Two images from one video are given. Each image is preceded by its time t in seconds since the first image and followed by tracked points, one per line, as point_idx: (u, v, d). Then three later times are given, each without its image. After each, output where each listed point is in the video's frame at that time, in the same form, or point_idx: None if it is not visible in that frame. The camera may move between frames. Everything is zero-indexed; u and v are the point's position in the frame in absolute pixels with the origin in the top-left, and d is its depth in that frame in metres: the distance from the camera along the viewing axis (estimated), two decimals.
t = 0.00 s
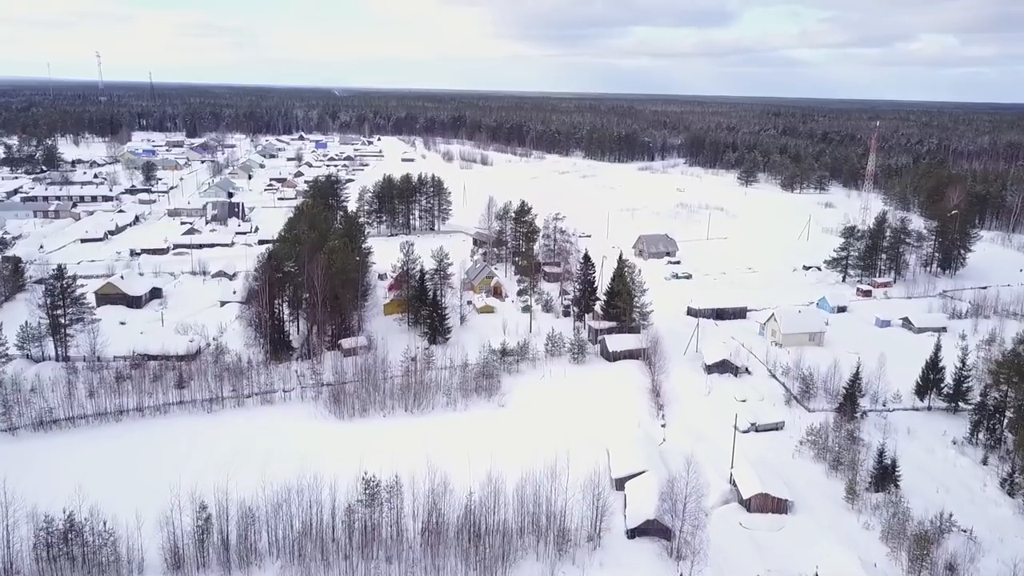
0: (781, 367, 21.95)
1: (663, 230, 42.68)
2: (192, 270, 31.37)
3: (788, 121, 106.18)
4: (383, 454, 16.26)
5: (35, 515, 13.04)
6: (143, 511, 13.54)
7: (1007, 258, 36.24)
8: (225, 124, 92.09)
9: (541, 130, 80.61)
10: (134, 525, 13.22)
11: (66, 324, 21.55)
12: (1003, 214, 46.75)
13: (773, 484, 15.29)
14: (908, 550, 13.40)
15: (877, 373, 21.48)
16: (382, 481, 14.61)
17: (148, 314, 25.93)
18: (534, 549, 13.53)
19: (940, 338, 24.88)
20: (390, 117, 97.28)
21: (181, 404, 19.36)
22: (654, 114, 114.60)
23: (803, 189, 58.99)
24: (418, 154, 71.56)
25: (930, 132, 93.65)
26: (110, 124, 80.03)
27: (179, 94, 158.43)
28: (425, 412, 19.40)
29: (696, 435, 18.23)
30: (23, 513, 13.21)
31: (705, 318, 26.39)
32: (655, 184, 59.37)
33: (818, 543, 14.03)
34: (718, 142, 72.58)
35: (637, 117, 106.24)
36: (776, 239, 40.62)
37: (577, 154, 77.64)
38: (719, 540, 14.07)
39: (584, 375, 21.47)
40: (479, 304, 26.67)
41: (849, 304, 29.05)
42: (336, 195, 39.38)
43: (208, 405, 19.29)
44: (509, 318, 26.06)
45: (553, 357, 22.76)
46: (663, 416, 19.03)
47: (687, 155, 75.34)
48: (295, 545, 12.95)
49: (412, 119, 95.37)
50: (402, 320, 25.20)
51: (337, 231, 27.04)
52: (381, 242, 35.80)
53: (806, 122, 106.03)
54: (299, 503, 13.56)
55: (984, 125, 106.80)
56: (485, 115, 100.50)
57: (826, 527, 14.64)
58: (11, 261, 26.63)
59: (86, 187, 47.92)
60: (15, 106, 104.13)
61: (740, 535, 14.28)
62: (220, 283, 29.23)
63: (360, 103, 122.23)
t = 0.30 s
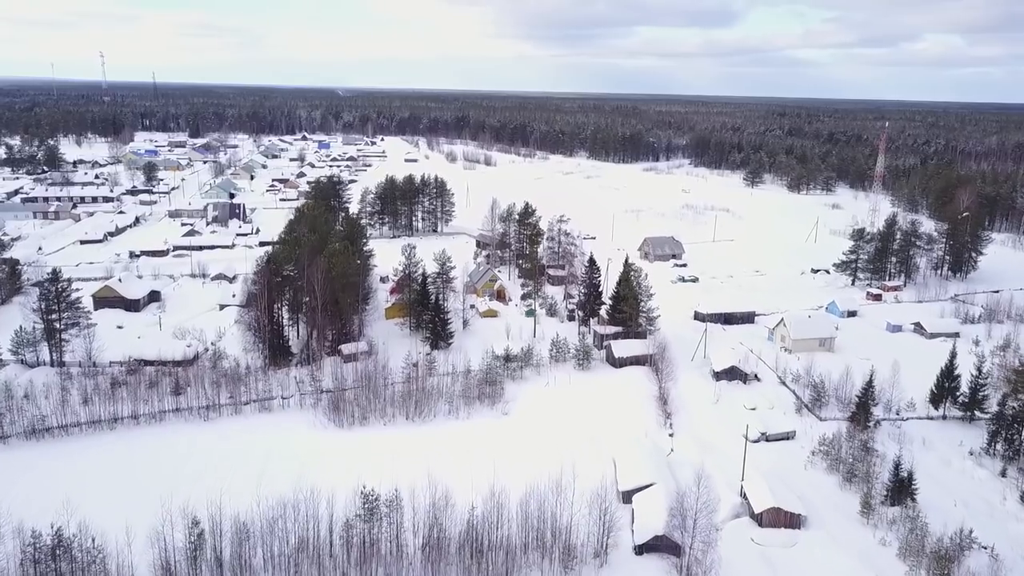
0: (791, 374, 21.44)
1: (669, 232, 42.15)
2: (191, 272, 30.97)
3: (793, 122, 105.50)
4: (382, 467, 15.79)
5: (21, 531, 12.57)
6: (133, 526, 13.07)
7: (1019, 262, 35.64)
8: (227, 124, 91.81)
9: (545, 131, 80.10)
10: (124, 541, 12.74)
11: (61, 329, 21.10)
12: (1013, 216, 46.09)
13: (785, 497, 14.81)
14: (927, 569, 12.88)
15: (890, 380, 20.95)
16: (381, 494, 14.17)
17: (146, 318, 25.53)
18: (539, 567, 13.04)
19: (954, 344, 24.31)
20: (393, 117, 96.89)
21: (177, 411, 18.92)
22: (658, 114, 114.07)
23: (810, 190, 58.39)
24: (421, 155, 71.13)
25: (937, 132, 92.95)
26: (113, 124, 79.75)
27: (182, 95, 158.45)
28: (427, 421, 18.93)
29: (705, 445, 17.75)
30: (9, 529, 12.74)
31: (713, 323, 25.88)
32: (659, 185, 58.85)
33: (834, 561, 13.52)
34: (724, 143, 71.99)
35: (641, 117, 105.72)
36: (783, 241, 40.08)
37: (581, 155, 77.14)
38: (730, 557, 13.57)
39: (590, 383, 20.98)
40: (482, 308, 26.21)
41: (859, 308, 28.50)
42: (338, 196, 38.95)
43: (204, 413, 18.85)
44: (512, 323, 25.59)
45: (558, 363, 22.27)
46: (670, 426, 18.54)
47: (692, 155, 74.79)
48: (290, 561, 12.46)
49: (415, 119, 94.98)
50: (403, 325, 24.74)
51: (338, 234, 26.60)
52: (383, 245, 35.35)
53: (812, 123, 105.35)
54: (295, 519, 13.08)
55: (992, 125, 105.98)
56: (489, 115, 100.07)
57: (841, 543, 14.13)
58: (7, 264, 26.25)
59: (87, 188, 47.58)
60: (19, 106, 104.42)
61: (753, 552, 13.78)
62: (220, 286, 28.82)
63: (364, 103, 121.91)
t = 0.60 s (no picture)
0: (802, 382, 20.93)
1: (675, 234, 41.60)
2: (191, 275, 30.56)
3: (799, 123, 104.78)
4: (382, 482, 15.33)
5: (7, 548, 12.13)
6: (124, 542, 12.62)
7: None
8: (230, 125, 91.50)
9: (549, 132, 79.58)
10: (114, 556, 12.29)
11: (56, 334, 20.69)
12: None
13: (799, 512, 14.31)
14: None
15: (904, 389, 20.42)
16: (380, 509, 13.73)
17: (144, 322, 25.13)
18: None
19: (967, 350, 23.78)
20: (396, 117, 96.49)
21: (173, 419, 18.50)
22: (663, 115, 113.54)
23: (817, 191, 57.84)
24: (424, 155, 70.72)
25: (944, 133, 92.33)
26: (115, 124, 79.44)
27: (186, 95, 158.37)
28: (429, 430, 18.45)
29: (715, 457, 17.26)
30: None
31: (721, 328, 25.38)
32: (664, 186, 58.35)
33: None
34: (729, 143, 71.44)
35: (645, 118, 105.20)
36: (790, 243, 39.55)
37: (585, 155, 76.65)
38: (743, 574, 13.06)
39: (595, 390, 20.49)
40: (485, 312, 25.74)
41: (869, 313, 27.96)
42: (340, 198, 38.54)
43: (200, 422, 18.42)
44: (516, 327, 25.11)
45: (563, 369, 21.77)
46: (679, 436, 18.05)
47: (697, 156, 74.24)
48: None
49: (419, 120, 94.59)
50: (405, 330, 24.27)
51: (338, 236, 26.15)
52: (385, 247, 34.90)
53: (817, 123, 104.63)
54: (292, 534, 12.62)
55: (999, 126, 105.25)
56: (492, 115, 99.61)
57: (857, 559, 13.62)
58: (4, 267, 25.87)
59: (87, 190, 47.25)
60: (22, 106, 104.22)
61: (765, 569, 13.29)
62: (219, 289, 28.42)
63: (367, 103, 121.54)
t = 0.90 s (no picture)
0: (813, 389, 20.42)
1: (680, 236, 41.11)
2: (190, 277, 30.14)
3: (804, 123, 104.11)
4: (382, 496, 14.89)
5: None
6: (114, 559, 12.21)
7: None
8: (233, 125, 91.23)
9: (553, 132, 79.10)
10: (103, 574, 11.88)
11: (50, 340, 20.27)
12: None
13: (813, 528, 13.81)
14: None
15: (918, 397, 19.90)
16: (379, 525, 13.34)
17: (141, 327, 24.72)
18: None
19: (981, 356, 23.24)
20: (399, 117, 96.15)
21: (169, 427, 18.06)
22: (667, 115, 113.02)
23: (823, 192, 57.27)
24: (428, 155, 70.32)
25: (951, 133, 91.67)
26: (118, 124, 79.20)
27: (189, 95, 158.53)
28: (430, 439, 17.98)
29: (725, 468, 16.76)
30: None
31: (729, 333, 24.88)
32: (670, 187, 57.86)
33: None
34: (735, 144, 70.90)
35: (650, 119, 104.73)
36: (798, 245, 39.04)
37: (590, 155, 76.18)
38: None
39: (601, 397, 20.00)
40: (488, 316, 25.26)
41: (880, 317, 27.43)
42: (341, 199, 38.13)
43: (197, 430, 17.98)
44: (520, 332, 24.63)
45: (568, 375, 21.28)
46: (687, 446, 17.55)
47: (703, 156, 73.70)
48: None
49: (422, 120, 94.22)
50: (406, 334, 23.80)
51: (339, 240, 25.71)
52: (387, 249, 34.46)
53: (822, 123, 104.00)
54: (287, 551, 12.19)
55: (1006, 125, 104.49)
56: (496, 115, 99.19)
57: None
58: None
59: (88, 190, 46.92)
60: (25, 106, 104.26)
61: None
62: (219, 292, 28.01)
63: (370, 104, 121.24)
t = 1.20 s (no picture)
0: (824, 398, 19.90)
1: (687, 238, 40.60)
2: (189, 280, 29.75)
3: (810, 124, 103.44)
4: (381, 512, 14.52)
5: None
6: None
7: None
8: (235, 125, 90.99)
9: (556, 132, 78.60)
10: None
11: (44, 345, 19.85)
12: None
13: (829, 545, 13.28)
14: None
15: (932, 406, 19.39)
16: (377, 542, 12.97)
17: (139, 331, 24.35)
18: None
19: (996, 363, 22.70)
20: (403, 118, 95.79)
21: (164, 436, 17.62)
22: (671, 116, 112.51)
23: (830, 193, 56.69)
24: (431, 156, 69.93)
25: (959, 133, 90.95)
26: (120, 124, 78.97)
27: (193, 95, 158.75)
28: (432, 449, 17.52)
29: (734, 481, 16.25)
30: None
31: (737, 338, 24.38)
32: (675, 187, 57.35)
33: None
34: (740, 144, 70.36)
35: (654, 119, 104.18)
36: (805, 248, 38.52)
37: (594, 156, 75.68)
38: None
39: (607, 405, 19.51)
40: (492, 320, 24.80)
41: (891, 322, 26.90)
42: (343, 201, 37.72)
43: (193, 439, 17.56)
44: (524, 337, 24.17)
45: (573, 382, 20.79)
46: (696, 457, 17.04)
47: (708, 156, 73.14)
48: None
49: (425, 120, 93.86)
50: (408, 339, 23.36)
51: (341, 244, 25.27)
52: (389, 251, 34.03)
53: (828, 124, 103.30)
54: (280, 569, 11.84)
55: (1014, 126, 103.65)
56: (500, 116, 98.79)
57: None
58: None
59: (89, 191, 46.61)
60: (29, 106, 104.45)
61: None
62: (218, 295, 27.62)
63: (373, 104, 120.93)
